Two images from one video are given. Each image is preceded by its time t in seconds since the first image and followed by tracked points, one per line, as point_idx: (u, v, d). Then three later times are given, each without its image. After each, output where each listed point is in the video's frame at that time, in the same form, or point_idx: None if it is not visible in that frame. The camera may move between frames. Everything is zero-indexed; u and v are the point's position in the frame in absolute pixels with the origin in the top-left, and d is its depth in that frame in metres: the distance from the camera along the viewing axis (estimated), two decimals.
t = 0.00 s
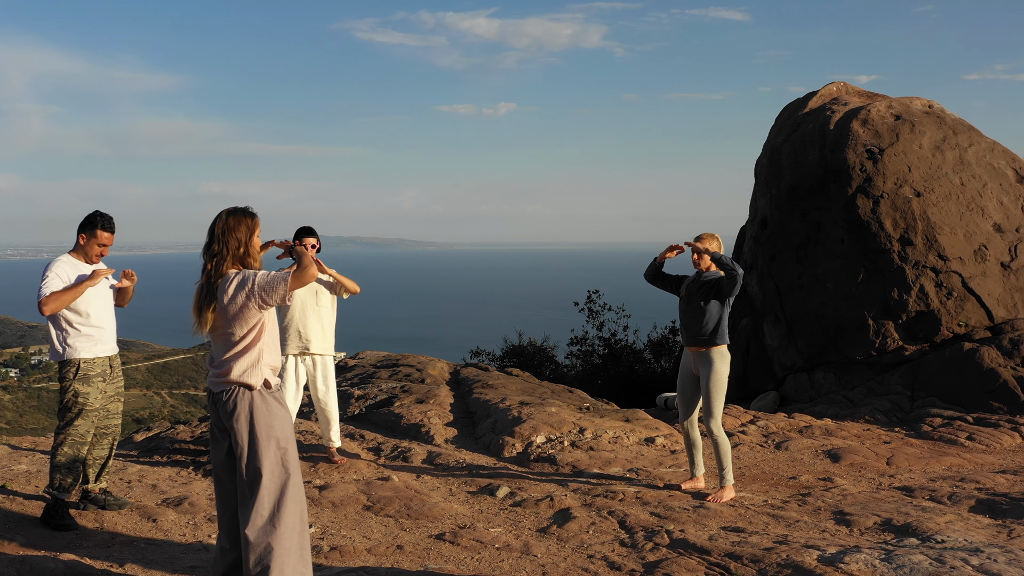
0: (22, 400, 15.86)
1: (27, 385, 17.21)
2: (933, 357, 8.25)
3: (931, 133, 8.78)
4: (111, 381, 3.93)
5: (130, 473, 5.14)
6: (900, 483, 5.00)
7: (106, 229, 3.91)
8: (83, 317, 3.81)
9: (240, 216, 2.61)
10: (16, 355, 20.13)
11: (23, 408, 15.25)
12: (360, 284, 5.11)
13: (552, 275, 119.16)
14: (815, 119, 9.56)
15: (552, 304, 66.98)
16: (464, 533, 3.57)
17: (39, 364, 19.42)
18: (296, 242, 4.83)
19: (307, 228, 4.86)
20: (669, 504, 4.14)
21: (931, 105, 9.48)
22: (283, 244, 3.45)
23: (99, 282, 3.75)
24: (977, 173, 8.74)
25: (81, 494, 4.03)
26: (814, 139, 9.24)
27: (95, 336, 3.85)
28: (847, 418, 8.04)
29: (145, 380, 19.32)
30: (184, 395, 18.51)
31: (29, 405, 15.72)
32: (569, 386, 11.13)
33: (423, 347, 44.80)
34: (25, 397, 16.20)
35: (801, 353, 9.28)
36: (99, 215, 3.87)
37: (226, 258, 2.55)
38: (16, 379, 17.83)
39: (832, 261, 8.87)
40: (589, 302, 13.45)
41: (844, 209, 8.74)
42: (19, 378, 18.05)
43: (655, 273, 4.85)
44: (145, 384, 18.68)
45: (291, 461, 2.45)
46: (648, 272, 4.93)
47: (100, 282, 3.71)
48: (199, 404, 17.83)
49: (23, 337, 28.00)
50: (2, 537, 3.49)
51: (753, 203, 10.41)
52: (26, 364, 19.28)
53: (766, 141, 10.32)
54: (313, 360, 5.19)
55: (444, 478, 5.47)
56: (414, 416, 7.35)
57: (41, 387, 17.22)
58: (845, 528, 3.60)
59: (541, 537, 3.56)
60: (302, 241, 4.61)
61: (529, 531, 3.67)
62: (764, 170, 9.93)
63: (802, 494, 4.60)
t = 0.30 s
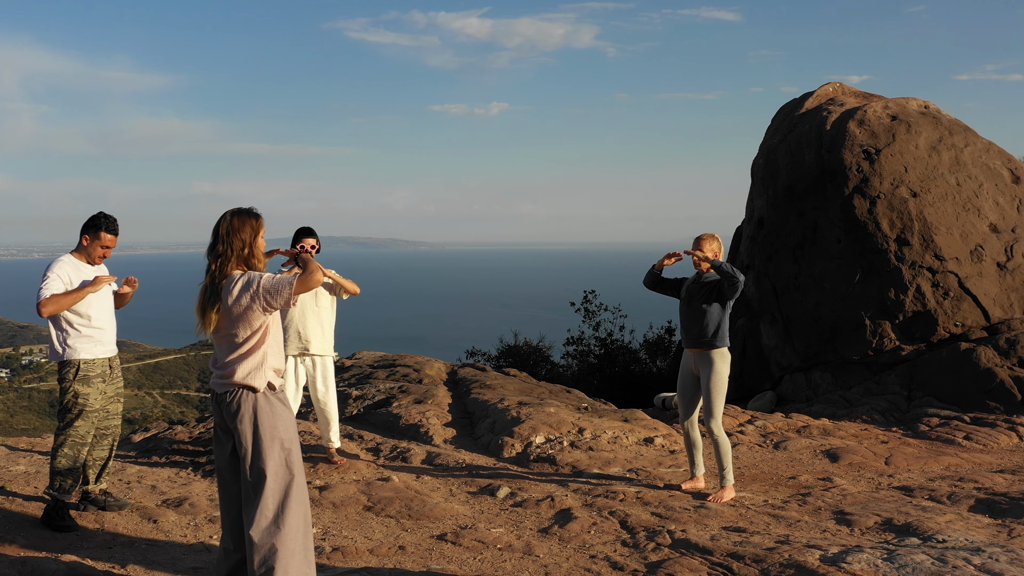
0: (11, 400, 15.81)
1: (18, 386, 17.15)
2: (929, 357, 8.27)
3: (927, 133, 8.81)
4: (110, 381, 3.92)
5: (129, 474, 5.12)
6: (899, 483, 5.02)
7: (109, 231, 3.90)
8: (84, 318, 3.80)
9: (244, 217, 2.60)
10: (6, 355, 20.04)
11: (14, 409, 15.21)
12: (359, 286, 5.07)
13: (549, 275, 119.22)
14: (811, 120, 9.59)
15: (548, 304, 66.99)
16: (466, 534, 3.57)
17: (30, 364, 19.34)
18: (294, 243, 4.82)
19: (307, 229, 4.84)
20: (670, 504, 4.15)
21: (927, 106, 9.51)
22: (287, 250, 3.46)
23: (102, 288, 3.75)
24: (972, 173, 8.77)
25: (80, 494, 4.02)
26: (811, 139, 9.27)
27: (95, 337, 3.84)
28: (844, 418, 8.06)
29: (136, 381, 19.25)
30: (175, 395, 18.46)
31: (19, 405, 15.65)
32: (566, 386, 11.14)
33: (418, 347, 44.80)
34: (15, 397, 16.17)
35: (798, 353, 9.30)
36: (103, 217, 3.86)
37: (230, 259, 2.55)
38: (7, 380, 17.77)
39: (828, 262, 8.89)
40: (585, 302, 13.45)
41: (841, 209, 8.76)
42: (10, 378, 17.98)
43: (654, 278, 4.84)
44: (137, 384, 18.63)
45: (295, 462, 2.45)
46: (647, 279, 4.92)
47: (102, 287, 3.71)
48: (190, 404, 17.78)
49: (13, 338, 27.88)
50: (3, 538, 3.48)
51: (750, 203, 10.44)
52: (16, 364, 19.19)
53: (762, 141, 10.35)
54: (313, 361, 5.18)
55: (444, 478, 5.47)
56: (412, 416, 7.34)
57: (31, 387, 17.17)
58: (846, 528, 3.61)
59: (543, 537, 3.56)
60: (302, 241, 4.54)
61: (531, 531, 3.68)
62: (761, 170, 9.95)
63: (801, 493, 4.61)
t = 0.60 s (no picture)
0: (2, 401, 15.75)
1: (10, 387, 17.07)
2: (926, 357, 8.30)
3: (922, 134, 8.84)
4: (111, 381, 3.91)
5: (128, 475, 5.11)
6: (898, 482, 5.04)
7: (110, 231, 3.90)
8: (84, 318, 3.79)
9: (249, 218, 2.60)
10: None
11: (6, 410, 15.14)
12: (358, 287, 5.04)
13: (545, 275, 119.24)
14: (807, 120, 9.62)
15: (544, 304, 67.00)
16: (467, 534, 3.58)
17: (21, 364, 19.25)
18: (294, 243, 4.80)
19: (306, 229, 4.80)
20: (670, 504, 4.15)
21: (923, 107, 9.55)
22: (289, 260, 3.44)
23: (104, 289, 3.76)
24: (968, 173, 8.80)
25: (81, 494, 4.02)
26: (807, 140, 9.29)
27: (95, 336, 3.83)
28: (841, 418, 8.08)
29: (129, 381, 19.20)
30: (166, 395, 18.39)
31: (9, 406, 15.56)
32: (563, 386, 11.14)
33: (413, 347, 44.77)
34: (6, 398, 16.10)
35: (794, 353, 9.31)
36: (104, 216, 3.86)
37: (235, 260, 2.55)
38: None
39: (825, 262, 8.91)
40: (582, 303, 13.46)
41: (837, 209, 8.79)
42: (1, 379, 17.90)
43: (653, 281, 4.84)
44: (129, 385, 18.57)
45: (300, 463, 2.45)
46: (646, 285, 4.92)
47: (103, 289, 3.72)
48: (182, 404, 17.74)
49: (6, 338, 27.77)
50: (3, 539, 3.47)
51: (746, 204, 10.45)
52: (7, 364, 19.09)
53: (758, 142, 10.37)
54: (313, 362, 5.17)
55: (444, 479, 5.47)
56: (411, 417, 7.34)
57: (22, 387, 17.11)
58: (846, 527, 3.62)
59: (544, 537, 3.57)
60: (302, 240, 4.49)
61: (532, 531, 3.68)
62: (757, 171, 9.97)
63: (801, 493, 4.62)
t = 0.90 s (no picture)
0: None
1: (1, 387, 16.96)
2: (922, 357, 8.32)
3: (918, 135, 8.87)
4: (111, 381, 3.91)
5: (127, 476, 5.09)
6: (897, 482, 5.05)
7: (110, 234, 3.90)
8: (82, 320, 3.78)
9: (254, 219, 2.60)
10: None
11: None
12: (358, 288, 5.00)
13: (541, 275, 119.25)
14: (803, 121, 9.65)
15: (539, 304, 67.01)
16: (469, 534, 3.58)
17: (12, 364, 19.15)
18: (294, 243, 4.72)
19: (305, 229, 4.75)
20: (671, 504, 4.16)
21: (918, 107, 9.58)
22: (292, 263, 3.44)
23: (103, 296, 3.79)
24: (964, 174, 8.83)
25: (83, 495, 4.01)
26: (803, 140, 9.31)
27: (93, 337, 3.82)
28: (838, 417, 8.11)
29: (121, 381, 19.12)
30: (157, 395, 18.33)
31: None
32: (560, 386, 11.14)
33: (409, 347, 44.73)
34: None
35: (791, 353, 9.33)
36: (105, 219, 3.86)
37: (240, 260, 2.55)
38: None
39: (821, 262, 8.93)
40: (578, 303, 13.47)
41: (834, 209, 8.81)
42: None
43: (653, 284, 4.84)
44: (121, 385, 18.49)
45: (305, 464, 2.45)
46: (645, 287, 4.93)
47: (102, 297, 3.74)
48: (173, 404, 17.65)
49: None
50: (4, 540, 3.46)
51: (742, 204, 10.47)
52: None
53: (754, 142, 10.39)
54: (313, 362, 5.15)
55: (443, 479, 5.47)
56: (409, 417, 7.33)
57: (13, 388, 17.01)
58: (847, 527, 3.63)
59: (546, 537, 3.57)
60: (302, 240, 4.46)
61: (534, 532, 3.69)
62: (753, 171, 9.99)
63: (801, 493, 4.63)
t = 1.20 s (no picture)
0: None
1: None
2: (919, 357, 8.35)
3: (913, 135, 8.90)
4: (109, 382, 3.90)
5: (125, 477, 5.08)
6: (896, 482, 5.07)
7: (106, 235, 3.88)
8: (78, 323, 3.77)
9: (258, 220, 2.60)
10: None
11: None
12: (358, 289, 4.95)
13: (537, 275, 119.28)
14: (799, 121, 9.68)
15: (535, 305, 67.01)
16: (470, 535, 3.57)
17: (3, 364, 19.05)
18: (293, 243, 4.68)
19: (305, 230, 4.69)
20: (671, 504, 4.17)
21: (914, 108, 9.61)
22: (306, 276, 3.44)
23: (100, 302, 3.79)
24: (959, 174, 8.86)
25: (83, 496, 4.00)
26: (800, 140, 9.34)
27: (89, 339, 3.81)
28: (834, 417, 8.13)
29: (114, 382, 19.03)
30: (149, 395, 18.24)
31: None
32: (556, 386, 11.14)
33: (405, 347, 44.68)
34: None
35: (787, 353, 9.35)
36: (100, 220, 3.85)
37: (244, 261, 2.54)
38: None
39: (818, 262, 8.95)
40: (573, 303, 13.47)
41: (830, 210, 8.83)
42: None
43: (653, 287, 4.83)
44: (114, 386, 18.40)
45: (309, 464, 2.45)
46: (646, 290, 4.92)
47: (99, 303, 3.74)
48: (164, 405, 17.56)
49: None
50: (4, 541, 3.46)
51: (738, 204, 10.49)
52: None
53: (750, 142, 10.42)
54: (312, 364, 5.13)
55: (442, 479, 5.47)
56: (407, 418, 7.33)
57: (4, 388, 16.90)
58: (847, 527, 3.64)
59: (548, 537, 3.58)
60: (302, 240, 4.45)
61: (535, 532, 3.69)
62: (749, 171, 10.01)
63: (801, 493, 4.64)
